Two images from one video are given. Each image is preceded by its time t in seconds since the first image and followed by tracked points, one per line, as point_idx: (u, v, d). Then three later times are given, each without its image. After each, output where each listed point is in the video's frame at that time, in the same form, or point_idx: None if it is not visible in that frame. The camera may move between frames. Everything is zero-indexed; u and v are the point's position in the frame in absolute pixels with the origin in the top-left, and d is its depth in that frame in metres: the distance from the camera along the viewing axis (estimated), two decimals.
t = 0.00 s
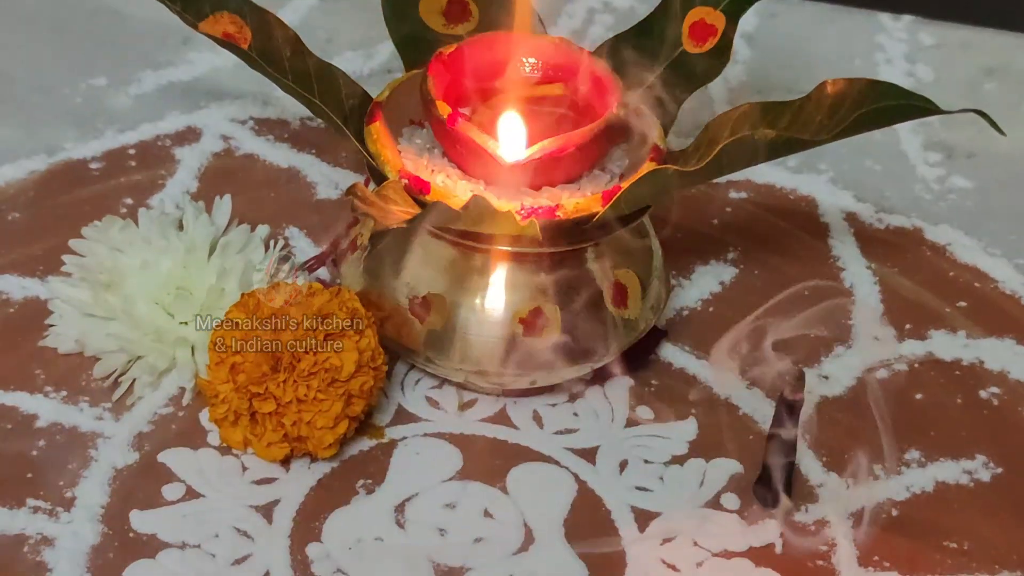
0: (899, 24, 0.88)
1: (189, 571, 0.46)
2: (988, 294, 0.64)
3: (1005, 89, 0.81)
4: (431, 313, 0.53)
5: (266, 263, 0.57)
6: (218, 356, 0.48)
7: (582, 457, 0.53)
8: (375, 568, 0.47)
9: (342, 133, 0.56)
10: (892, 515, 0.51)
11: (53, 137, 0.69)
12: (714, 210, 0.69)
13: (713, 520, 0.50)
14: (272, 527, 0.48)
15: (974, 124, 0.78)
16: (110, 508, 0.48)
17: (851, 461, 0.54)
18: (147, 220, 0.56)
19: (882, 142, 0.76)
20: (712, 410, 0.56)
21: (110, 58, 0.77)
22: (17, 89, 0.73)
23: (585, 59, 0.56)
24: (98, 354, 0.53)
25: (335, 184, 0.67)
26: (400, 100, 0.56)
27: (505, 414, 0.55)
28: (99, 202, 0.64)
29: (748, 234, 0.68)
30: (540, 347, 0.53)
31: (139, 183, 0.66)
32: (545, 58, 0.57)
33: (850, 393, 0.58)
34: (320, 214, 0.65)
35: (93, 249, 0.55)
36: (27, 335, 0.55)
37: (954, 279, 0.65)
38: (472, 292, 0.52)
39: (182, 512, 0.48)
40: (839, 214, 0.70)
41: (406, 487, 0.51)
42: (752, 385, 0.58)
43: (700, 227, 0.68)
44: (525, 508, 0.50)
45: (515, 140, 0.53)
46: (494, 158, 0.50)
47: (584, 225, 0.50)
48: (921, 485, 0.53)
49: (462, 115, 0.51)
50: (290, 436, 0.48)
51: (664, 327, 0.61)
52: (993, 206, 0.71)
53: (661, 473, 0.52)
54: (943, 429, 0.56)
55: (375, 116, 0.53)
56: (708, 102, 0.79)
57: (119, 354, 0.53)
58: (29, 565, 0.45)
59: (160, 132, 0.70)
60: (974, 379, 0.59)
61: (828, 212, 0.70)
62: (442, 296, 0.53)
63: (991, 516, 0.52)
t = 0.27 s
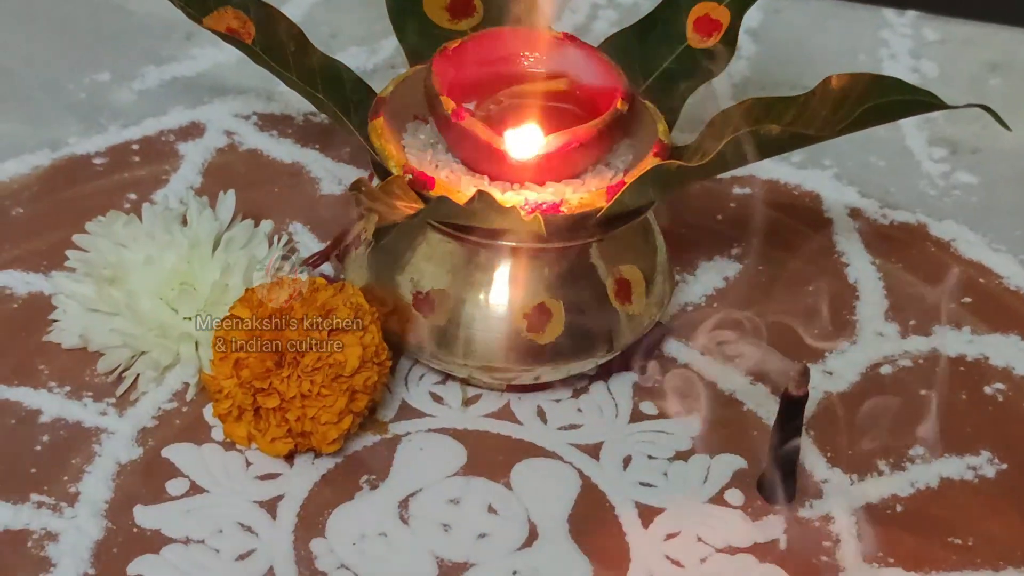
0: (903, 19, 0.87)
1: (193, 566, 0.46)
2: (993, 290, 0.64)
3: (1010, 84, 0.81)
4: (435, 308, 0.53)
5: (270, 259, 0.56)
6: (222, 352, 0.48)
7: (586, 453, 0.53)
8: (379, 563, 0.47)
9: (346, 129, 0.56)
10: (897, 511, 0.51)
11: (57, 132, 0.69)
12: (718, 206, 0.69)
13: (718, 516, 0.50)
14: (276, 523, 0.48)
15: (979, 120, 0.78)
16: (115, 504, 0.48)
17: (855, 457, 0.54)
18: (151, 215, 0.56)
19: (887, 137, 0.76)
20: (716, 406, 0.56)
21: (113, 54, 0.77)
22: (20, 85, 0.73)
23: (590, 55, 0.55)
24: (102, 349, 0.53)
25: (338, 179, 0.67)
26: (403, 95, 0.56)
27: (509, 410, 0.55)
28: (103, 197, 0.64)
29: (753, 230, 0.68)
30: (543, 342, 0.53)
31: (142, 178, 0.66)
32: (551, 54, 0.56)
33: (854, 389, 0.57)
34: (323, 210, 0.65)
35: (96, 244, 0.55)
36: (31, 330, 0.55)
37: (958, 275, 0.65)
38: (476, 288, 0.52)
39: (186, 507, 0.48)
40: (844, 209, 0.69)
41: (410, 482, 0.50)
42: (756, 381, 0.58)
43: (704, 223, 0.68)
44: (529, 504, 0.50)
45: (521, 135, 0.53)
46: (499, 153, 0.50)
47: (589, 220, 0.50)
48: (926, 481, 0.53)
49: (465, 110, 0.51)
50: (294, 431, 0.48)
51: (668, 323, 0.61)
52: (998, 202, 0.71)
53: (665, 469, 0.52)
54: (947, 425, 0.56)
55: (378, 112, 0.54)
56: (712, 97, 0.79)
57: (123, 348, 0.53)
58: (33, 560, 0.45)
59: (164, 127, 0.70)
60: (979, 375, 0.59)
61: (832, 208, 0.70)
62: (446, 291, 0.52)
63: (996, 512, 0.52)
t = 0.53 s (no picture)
0: (907, 18, 0.87)
1: (196, 563, 0.46)
2: (997, 288, 0.64)
3: (1014, 83, 0.81)
4: (437, 306, 0.53)
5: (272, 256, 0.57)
6: (224, 350, 0.48)
7: (589, 451, 0.53)
8: (382, 561, 0.47)
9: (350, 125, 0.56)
10: (900, 510, 0.51)
11: (60, 130, 0.69)
12: (721, 204, 0.69)
13: (721, 515, 0.50)
14: (279, 520, 0.48)
15: (983, 117, 0.77)
16: (118, 501, 0.48)
17: (858, 455, 0.54)
18: (154, 212, 0.56)
19: (890, 135, 0.76)
20: (720, 404, 0.56)
21: (116, 51, 0.77)
22: (23, 82, 0.73)
23: (594, 52, 0.55)
24: (105, 347, 0.53)
25: (341, 177, 0.67)
26: (406, 93, 0.56)
27: (512, 408, 0.55)
28: (106, 194, 0.64)
29: (756, 227, 0.67)
30: (546, 340, 0.53)
31: (145, 176, 0.66)
32: (554, 51, 0.56)
33: (858, 387, 0.57)
34: (326, 207, 0.65)
35: (99, 241, 0.55)
36: (34, 327, 0.55)
37: (962, 274, 0.65)
38: (479, 286, 0.52)
39: (189, 505, 0.48)
40: (847, 207, 0.69)
41: (413, 480, 0.50)
42: (760, 379, 0.58)
43: (708, 220, 0.68)
44: (532, 502, 0.50)
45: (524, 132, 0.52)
46: (502, 151, 0.50)
47: (592, 219, 0.49)
48: (929, 480, 0.53)
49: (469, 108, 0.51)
50: (297, 429, 0.48)
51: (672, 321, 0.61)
52: (1002, 200, 0.70)
53: (668, 467, 0.52)
54: (951, 424, 0.56)
55: (382, 110, 0.53)
56: (716, 95, 0.79)
57: (125, 346, 0.53)
58: (36, 558, 0.45)
59: (167, 124, 0.70)
60: (982, 373, 0.58)
61: (836, 206, 0.69)
62: (449, 289, 0.52)
63: (1000, 511, 0.52)
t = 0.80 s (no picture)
0: (912, 14, 0.87)
1: (198, 561, 0.46)
2: (1002, 286, 0.64)
3: (1019, 79, 0.80)
4: (439, 304, 0.53)
5: (275, 254, 0.56)
6: (226, 348, 0.48)
7: (592, 450, 0.53)
8: (385, 559, 0.47)
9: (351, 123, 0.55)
10: (905, 508, 0.51)
11: (62, 128, 0.69)
12: (725, 201, 0.69)
13: (724, 513, 0.50)
14: (281, 519, 0.48)
15: (988, 114, 0.77)
16: (120, 499, 0.48)
17: (863, 454, 0.54)
18: (157, 210, 0.56)
19: (895, 132, 0.76)
20: (723, 402, 0.56)
21: (119, 49, 0.77)
22: (26, 80, 0.73)
23: (596, 49, 0.55)
24: (108, 345, 0.53)
25: (344, 175, 0.67)
26: (409, 91, 0.56)
27: (514, 406, 0.55)
28: (108, 192, 0.64)
29: (760, 225, 0.67)
30: (548, 338, 0.52)
31: (148, 174, 0.66)
32: (556, 48, 0.56)
33: (862, 386, 0.57)
34: (329, 205, 0.65)
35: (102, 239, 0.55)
36: (36, 325, 0.55)
37: (967, 271, 0.65)
38: (481, 283, 0.52)
39: (191, 503, 0.48)
40: (852, 205, 0.69)
41: (416, 478, 0.50)
42: (764, 377, 0.57)
43: (711, 218, 0.68)
44: (535, 500, 0.50)
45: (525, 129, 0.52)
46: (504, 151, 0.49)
47: (595, 217, 0.49)
48: (934, 478, 0.52)
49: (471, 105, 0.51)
50: (299, 427, 0.48)
51: (675, 319, 0.60)
52: (1007, 197, 0.70)
53: (671, 465, 0.52)
54: (956, 422, 0.55)
55: (384, 107, 0.53)
56: (720, 92, 0.78)
57: (128, 344, 0.52)
58: (39, 556, 0.45)
59: (169, 122, 0.70)
60: (987, 371, 0.58)
61: (840, 203, 0.69)
62: (451, 287, 0.52)
63: (1005, 509, 0.51)
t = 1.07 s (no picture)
0: (919, 9, 0.86)
1: (203, 556, 0.46)
2: (1010, 281, 0.63)
3: None
4: (444, 298, 0.53)
5: (280, 250, 0.56)
6: (231, 344, 0.48)
7: (597, 445, 0.53)
8: (390, 555, 0.47)
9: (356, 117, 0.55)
10: (912, 504, 0.51)
11: (68, 124, 0.69)
12: (731, 196, 0.69)
13: (730, 509, 0.50)
14: (286, 514, 0.48)
15: (996, 109, 0.77)
16: (125, 494, 0.48)
17: (870, 449, 0.53)
18: (162, 206, 0.56)
19: (902, 127, 0.75)
20: (729, 397, 0.56)
21: (124, 45, 0.77)
22: (32, 76, 0.73)
23: (603, 44, 0.55)
24: (113, 340, 0.53)
25: (349, 170, 0.67)
26: (414, 86, 0.55)
27: (520, 401, 0.55)
28: (114, 188, 0.64)
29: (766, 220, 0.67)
30: (554, 333, 0.52)
31: (154, 169, 0.66)
32: (562, 42, 0.55)
33: (869, 381, 0.57)
34: (334, 200, 0.65)
35: (107, 235, 0.55)
36: (42, 321, 0.55)
37: (975, 267, 0.64)
38: (487, 277, 0.52)
39: (196, 498, 0.48)
40: (859, 200, 0.69)
41: (421, 473, 0.50)
42: (770, 373, 0.57)
43: (718, 213, 0.67)
44: (540, 496, 0.50)
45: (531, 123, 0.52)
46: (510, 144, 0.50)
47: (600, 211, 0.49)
48: (941, 474, 0.52)
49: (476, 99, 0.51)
50: (304, 422, 0.48)
51: (681, 314, 0.60)
52: (1015, 192, 0.70)
53: (677, 461, 0.52)
54: (963, 418, 0.55)
55: (389, 102, 0.53)
56: (726, 87, 0.78)
57: (134, 339, 0.53)
58: (44, 551, 0.45)
59: (175, 118, 0.70)
60: (995, 367, 0.58)
61: (847, 199, 0.69)
62: (456, 282, 0.52)
63: (1013, 505, 0.51)
